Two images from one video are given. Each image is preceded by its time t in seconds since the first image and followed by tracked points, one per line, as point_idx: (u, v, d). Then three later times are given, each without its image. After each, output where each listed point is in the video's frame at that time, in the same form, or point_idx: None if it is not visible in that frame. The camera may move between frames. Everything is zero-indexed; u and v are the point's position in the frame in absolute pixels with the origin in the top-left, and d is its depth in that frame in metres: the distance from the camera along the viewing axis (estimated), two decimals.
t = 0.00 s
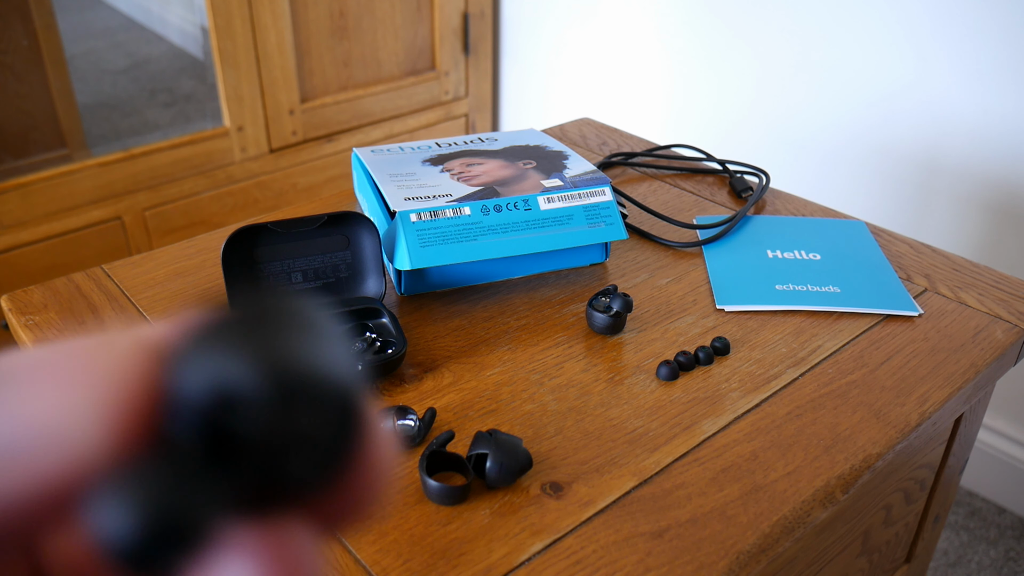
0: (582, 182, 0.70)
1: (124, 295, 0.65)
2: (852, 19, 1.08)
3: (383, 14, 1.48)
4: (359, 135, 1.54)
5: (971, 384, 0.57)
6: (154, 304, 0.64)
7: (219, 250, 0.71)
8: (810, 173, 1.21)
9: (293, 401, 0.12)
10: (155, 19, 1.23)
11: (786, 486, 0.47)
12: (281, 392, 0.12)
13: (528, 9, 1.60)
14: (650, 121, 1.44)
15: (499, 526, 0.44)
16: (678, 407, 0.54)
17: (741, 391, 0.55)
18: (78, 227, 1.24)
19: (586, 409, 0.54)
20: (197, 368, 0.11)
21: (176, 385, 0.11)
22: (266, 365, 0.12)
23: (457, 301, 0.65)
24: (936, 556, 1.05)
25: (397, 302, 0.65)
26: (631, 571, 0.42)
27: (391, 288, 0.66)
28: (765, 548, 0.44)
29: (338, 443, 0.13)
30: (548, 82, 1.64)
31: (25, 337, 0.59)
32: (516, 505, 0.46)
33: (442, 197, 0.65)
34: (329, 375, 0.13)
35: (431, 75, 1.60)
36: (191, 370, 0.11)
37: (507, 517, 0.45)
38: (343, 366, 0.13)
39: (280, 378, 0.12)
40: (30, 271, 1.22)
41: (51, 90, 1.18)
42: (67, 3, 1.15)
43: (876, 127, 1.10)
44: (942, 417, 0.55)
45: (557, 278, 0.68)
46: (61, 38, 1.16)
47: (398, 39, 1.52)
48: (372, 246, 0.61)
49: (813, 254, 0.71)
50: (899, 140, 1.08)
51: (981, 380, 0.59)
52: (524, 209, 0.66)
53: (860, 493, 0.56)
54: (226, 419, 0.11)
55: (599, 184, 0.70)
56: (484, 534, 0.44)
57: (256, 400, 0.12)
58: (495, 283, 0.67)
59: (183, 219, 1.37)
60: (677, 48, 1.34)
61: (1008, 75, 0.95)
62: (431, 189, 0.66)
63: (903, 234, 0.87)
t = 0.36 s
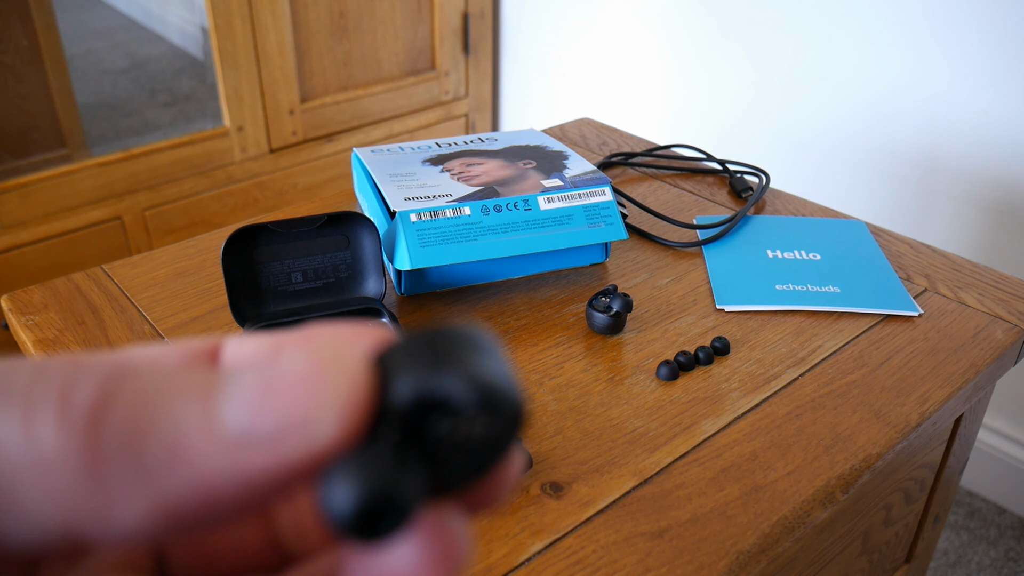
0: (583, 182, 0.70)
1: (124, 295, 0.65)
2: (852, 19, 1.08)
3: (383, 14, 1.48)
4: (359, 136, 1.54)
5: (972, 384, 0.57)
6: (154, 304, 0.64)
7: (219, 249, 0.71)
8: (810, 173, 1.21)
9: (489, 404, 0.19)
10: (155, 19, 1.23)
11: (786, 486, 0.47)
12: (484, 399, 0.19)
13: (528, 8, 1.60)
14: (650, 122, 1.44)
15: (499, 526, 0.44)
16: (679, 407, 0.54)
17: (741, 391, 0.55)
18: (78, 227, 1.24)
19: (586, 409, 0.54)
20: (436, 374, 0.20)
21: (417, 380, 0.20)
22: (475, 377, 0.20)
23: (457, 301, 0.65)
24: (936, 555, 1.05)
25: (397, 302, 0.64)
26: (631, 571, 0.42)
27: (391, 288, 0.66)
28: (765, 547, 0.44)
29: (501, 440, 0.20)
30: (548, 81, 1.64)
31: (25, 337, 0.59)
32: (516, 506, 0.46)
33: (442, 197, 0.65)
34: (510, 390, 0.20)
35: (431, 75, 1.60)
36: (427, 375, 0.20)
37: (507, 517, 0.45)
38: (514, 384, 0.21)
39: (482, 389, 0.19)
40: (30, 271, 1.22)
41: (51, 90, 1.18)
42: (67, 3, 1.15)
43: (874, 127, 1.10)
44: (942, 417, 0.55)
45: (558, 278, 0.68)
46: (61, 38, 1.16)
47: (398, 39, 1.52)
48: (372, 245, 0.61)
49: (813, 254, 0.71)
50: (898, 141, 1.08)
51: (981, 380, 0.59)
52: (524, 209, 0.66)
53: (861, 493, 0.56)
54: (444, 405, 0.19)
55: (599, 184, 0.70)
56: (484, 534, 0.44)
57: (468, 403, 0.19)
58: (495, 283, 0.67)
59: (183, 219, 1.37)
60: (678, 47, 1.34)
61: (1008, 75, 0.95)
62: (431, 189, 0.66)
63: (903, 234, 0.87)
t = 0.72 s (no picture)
0: (582, 182, 0.70)
1: (123, 295, 0.65)
2: (852, 18, 1.08)
3: (383, 14, 1.48)
4: (359, 136, 1.54)
5: (972, 384, 0.57)
6: (154, 304, 0.64)
7: (219, 249, 0.71)
8: (811, 174, 1.20)
9: (482, 396, 0.19)
10: (155, 19, 1.23)
11: (786, 486, 0.48)
12: (477, 391, 0.19)
13: (528, 8, 1.60)
14: (650, 122, 1.44)
15: (499, 526, 0.45)
16: (678, 407, 0.54)
17: (741, 391, 0.55)
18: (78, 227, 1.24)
19: (586, 409, 0.54)
20: (430, 365, 0.19)
21: (412, 371, 0.19)
22: (469, 369, 0.19)
23: (457, 301, 0.65)
24: (936, 555, 1.05)
25: (398, 302, 0.64)
26: (631, 571, 0.42)
27: (391, 288, 0.66)
28: (765, 547, 0.44)
29: (494, 430, 0.19)
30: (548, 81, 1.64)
31: (25, 337, 0.59)
32: (516, 506, 0.46)
33: (442, 197, 0.65)
34: (503, 381, 0.19)
35: (431, 75, 1.60)
36: (420, 366, 0.19)
37: (507, 517, 0.45)
38: (510, 376, 0.20)
39: (475, 380, 0.19)
40: (30, 271, 1.22)
41: (51, 90, 1.18)
42: (67, 3, 1.15)
43: (874, 127, 1.10)
44: (942, 417, 0.55)
45: (557, 278, 0.68)
46: (62, 39, 1.16)
47: (398, 39, 1.52)
48: (372, 245, 0.61)
49: (813, 254, 0.71)
50: (898, 140, 1.08)
51: (981, 380, 0.59)
52: (524, 209, 0.66)
53: (861, 493, 0.56)
54: (436, 396, 0.19)
55: (599, 184, 0.70)
56: (484, 534, 0.44)
57: (461, 394, 0.19)
58: (495, 283, 0.67)
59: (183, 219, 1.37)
60: (678, 46, 1.34)
61: (1009, 75, 0.95)
62: (431, 189, 0.66)
63: (903, 234, 0.87)
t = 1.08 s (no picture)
0: (583, 182, 0.70)
1: (124, 294, 0.65)
2: (853, 16, 1.08)
3: (383, 14, 1.48)
4: (359, 136, 1.54)
5: (972, 384, 0.57)
6: (154, 304, 0.64)
7: (219, 250, 0.71)
8: (811, 173, 1.20)
9: (490, 405, 0.19)
10: (155, 19, 1.23)
11: (786, 486, 0.47)
12: (485, 400, 0.19)
13: (528, 8, 1.60)
14: (650, 121, 1.44)
15: (499, 526, 0.45)
16: (678, 407, 0.54)
17: (741, 390, 0.55)
18: (78, 227, 1.24)
19: (586, 409, 0.54)
20: (438, 375, 0.20)
21: (422, 379, 0.20)
22: (475, 379, 0.19)
23: (457, 301, 0.65)
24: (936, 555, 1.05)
25: (397, 302, 0.64)
26: (631, 571, 0.42)
27: (391, 288, 0.66)
28: (765, 548, 0.44)
29: (504, 437, 0.20)
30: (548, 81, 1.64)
31: (25, 337, 0.59)
32: (516, 506, 0.46)
33: (442, 197, 0.65)
34: (512, 390, 0.20)
35: (431, 75, 1.60)
36: (429, 376, 0.20)
37: (507, 517, 0.45)
38: (517, 386, 0.20)
39: (483, 389, 0.19)
40: (30, 271, 1.22)
41: (51, 90, 1.18)
42: (67, 3, 1.15)
43: (874, 126, 1.10)
44: (942, 417, 0.55)
45: (558, 278, 0.68)
46: (62, 39, 1.17)
47: (398, 39, 1.52)
48: (372, 246, 0.61)
49: (813, 254, 0.71)
50: (898, 139, 1.08)
51: (981, 380, 0.59)
52: (524, 209, 0.66)
53: (862, 493, 0.56)
54: (444, 404, 0.19)
55: (599, 184, 0.70)
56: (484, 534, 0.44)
57: (468, 403, 0.19)
58: (495, 283, 0.67)
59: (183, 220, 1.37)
60: (678, 45, 1.34)
61: (1008, 74, 0.95)
62: (431, 189, 0.66)
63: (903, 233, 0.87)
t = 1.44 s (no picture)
0: (582, 182, 0.70)
1: (124, 295, 0.65)
2: (853, 17, 1.08)
3: (384, 14, 1.48)
4: (359, 136, 1.54)
5: (972, 384, 0.57)
6: (154, 304, 0.64)
7: (219, 249, 0.71)
8: (811, 174, 1.20)
9: (504, 362, 0.19)
10: (156, 19, 1.23)
11: (786, 486, 0.48)
12: (499, 357, 0.19)
13: (528, 8, 1.60)
14: (650, 122, 1.44)
15: (499, 526, 0.45)
16: (678, 407, 0.54)
17: (740, 391, 0.55)
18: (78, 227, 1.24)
19: (586, 408, 0.54)
20: (451, 332, 0.18)
21: (434, 338, 0.18)
22: (491, 336, 0.19)
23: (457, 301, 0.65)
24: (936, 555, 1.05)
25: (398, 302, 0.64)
26: (631, 571, 0.42)
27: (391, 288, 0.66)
28: (765, 547, 0.44)
29: (518, 396, 0.19)
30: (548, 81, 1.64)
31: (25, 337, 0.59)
32: (516, 505, 0.46)
33: (442, 197, 0.65)
34: (525, 349, 0.19)
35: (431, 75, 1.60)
36: (443, 333, 0.19)
37: (507, 517, 0.45)
38: (530, 343, 0.20)
39: (498, 346, 0.19)
40: (30, 271, 1.22)
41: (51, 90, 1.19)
42: (67, 3, 1.15)
43: (874, 127, 1.10)
44: (942, 417, 0.55)
45: (558, 278, 0.68)
46: (62, 38, 1.17)
47: (398, 39, 1.52)
48: (372, 246, 0.61)
49: (813, 254, 0.71)
50: (898, 140, 1.08)
51: (981, 380, 0.59)
52: (524, 209, 0.66)
53: (861, 493, 0.56)
54: (459, 363, 0.18)
55: (599, 184, 0.70)
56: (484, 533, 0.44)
57: (484, 360, 0.18)
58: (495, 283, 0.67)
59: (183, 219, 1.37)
60: (678, 46, 1.34)
61: (1007, 74, 0.95)
62: (431, 189, 0.67)
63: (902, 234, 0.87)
